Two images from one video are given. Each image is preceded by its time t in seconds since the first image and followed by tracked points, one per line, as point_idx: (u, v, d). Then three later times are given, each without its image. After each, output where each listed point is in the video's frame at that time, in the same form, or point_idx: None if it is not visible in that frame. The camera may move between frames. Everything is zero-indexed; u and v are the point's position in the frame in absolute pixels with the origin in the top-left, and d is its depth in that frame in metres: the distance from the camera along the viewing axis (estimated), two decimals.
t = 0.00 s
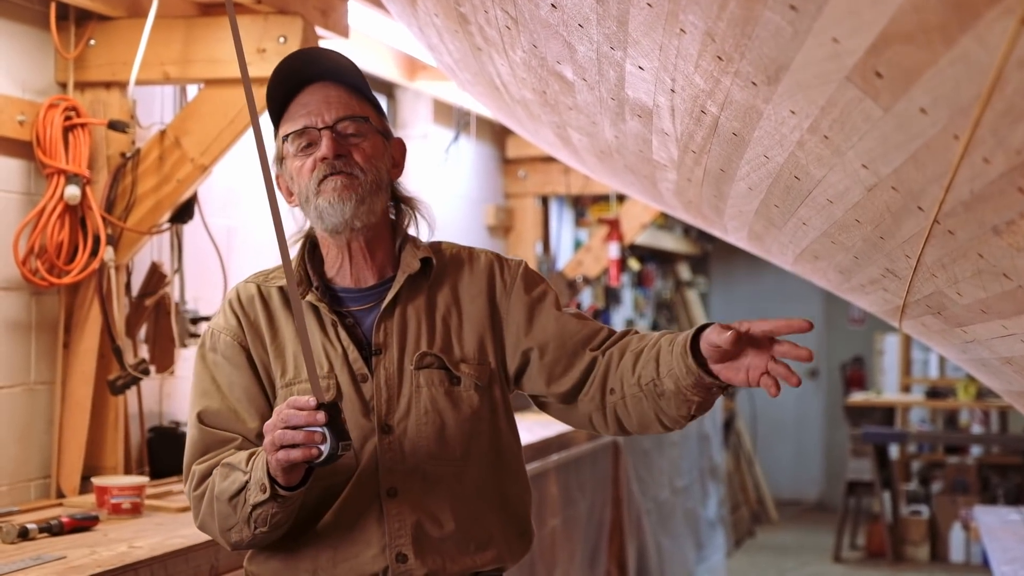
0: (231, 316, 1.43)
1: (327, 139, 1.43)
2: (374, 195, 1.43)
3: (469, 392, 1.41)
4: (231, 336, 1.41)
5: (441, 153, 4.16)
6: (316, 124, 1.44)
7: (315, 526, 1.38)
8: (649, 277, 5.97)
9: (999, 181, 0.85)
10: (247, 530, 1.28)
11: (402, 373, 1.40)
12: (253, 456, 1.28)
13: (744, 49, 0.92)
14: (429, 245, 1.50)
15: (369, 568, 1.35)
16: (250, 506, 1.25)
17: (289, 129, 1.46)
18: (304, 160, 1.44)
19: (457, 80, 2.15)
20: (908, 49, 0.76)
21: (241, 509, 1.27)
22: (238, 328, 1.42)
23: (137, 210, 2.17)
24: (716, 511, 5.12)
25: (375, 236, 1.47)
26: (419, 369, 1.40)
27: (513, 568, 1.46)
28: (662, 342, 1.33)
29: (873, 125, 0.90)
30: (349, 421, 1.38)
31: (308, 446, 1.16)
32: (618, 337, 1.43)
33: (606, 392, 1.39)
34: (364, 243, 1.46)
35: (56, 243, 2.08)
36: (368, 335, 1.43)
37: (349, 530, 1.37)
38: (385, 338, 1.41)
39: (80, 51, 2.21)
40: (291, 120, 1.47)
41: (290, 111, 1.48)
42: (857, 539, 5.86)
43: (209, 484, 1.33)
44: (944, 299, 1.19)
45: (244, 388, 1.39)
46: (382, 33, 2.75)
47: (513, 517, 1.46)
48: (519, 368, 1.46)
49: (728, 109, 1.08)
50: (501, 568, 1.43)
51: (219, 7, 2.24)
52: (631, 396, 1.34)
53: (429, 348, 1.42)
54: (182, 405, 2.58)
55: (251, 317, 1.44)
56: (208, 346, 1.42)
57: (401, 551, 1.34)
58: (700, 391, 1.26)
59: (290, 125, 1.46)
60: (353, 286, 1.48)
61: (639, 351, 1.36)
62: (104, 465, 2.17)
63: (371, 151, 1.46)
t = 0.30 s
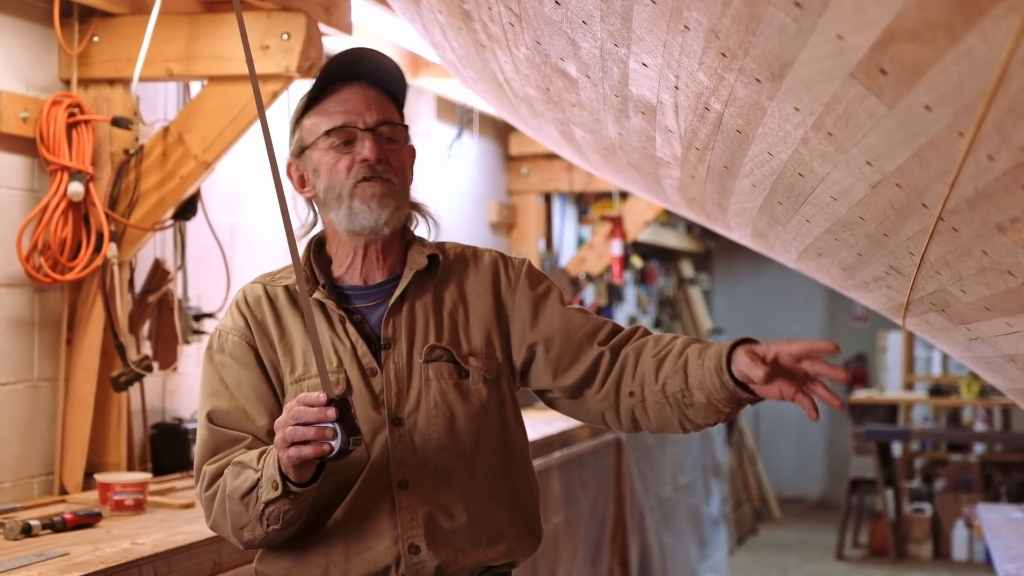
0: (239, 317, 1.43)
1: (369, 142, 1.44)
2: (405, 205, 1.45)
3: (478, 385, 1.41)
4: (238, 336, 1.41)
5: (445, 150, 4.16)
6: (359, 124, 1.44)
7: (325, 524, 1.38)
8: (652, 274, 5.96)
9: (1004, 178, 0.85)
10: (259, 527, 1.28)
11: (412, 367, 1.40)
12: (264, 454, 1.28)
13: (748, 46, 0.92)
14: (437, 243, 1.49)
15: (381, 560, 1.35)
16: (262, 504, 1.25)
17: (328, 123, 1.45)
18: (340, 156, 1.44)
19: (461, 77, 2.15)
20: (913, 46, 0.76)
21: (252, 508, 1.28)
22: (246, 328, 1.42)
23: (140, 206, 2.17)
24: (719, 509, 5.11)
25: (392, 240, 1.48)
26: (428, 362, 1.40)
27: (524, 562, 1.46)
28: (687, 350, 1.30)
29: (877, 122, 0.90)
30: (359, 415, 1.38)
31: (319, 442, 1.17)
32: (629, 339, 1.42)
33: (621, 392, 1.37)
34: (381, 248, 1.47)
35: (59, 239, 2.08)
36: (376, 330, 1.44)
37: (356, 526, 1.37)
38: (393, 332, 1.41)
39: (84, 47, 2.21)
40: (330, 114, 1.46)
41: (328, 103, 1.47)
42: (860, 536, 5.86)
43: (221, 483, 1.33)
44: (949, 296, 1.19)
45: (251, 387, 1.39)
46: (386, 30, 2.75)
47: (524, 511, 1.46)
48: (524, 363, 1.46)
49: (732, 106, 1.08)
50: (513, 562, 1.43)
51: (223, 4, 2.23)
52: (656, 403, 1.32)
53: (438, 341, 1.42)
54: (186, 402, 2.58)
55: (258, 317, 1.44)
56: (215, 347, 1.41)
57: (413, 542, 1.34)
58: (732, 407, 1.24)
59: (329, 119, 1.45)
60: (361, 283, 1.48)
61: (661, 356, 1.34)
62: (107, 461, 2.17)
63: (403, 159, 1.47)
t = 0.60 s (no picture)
0: (248, 307, 1.43)
1: (424, 148, 1.46)
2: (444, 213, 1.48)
3: (486, 386, 1.41)
4: (247, 326, 1.41)
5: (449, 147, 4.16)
6: (415, 128, 1.46)
7: (330, 517, 1.38)
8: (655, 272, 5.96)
9: (1008, 175, 0.84)
10: (267, 520, 1.29)
11: (421, 366, 1.40)
12: (276, 447, 1.28)
13: (751, 43, 0.92)
14: (451, 242, 1.50)
15: (385, 559, 1.35)
16: (273, 497, 1.25)
17: (385, 122, 1.45)
18: (392, 156, 1.45)
19: (463, 75, 2.15)
20: (916, 44, 0.76)
21: (262, 500, 1.28)
22: (255, 319, 1.42)
23: (143, 204, 2.17)
24: (722, 507, 5.11)
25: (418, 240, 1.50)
26: (437, 362, 1.40)
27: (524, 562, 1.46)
28: (712, 361, 1.30)
29: (881, 120, 0.89)
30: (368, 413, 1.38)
31: (337, 438, 1.17)
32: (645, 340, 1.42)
33: (634, 394, 1.38)
34: (406, 249, 1.48)
35: (62, 237, 2.07)
36: (387, 327, 1.44)
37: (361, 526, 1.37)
38: (404, 331, 1.41)
39: (87, 44, 2.21)
40: (385, 111, 1.46)
41: (383, 100, 1.46)
42: (863, 534, 5.86)
43: (229, 473, 1.32)
44: (952, 294, 1.18)
45: (260, 377, 1.39)
46: (389, 27, 2.75)
47: (527, 512, 1.46)
48: (534, 362, 1.46)
49: (735, 103, 1.08)
50: (514, 562, 1.43)
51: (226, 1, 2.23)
52: (673, 410, 1.33)
53: (448, 342, 1.41)
54: (189, 399, 2.58)
55: (267, 307, 1.44)
56: (223, 336, 1.42)
57: (418, 542, 1.34)
58: (750, 420, 1.24)
59: (385, 117, 1.46)
60: (376, 280, 1.48)
61: (681, 362, 1.34)
62: (110, 459, 2.18)
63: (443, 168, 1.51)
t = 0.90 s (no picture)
0: (254, 303, 1.43)
1: (436, 147, 1.46)
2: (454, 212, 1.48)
3: (490, 382, 1.41)
4: (254, 322, 1.41)
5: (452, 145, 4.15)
6: (428, 127, 1.46)
7: (336, 512, 1.38)
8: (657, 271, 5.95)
9: (1010, 174, 0.84)
10: (276, 516, 1.29)
11: (425, 365, 1.41)
12: (286, 443, 1.28)
13: (754, 41, 0.91)
14: (458, 240, 1.49)
15: (385, 559, 1.35)
16: (283, 492, 1.25)
17: (398, 121, 1.45)
18: (405, 155, 1.45)
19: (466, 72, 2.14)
20: (919, 42, 0.75)
21: (271, 496, 1.28)
22: (262, 314, 1.42)
23: (145, 202, 2.17)
24: (724, 505, 5.11)
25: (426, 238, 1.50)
26: (440, 361, 1.40)
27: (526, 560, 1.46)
28: (714, 312, 1.30)
29: (883, 118, 0.89)
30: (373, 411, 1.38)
31: (353, 433, 1.17)
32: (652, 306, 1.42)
33: (643, 359, 1.37)
34: (415, 247, 1.48)
35: (64, 235, 2.07)
36: (392, 326, 1.44)
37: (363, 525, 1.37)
38: (409, 329, 1.41)
39: (90, 42, 2.21)
40: (399, 109, 1.45)
41: (398, 98, 1.46)
42: (865, 532, 5.86)
43: (236, 468, 1.32)
44: (954, 292, 1.18)
45: (266, 374, 1.39)
46: (391, 25, 2.75)
47: (530, 512, 1.45)
48: (547, 353, 1.46)
49: (738, 101, 1.08)
50: (515, 560, 1.42)
51: None
52: (684, 366, 1.32)
53: (450, 340, 1.42)
54: (191, 397, 2.58)
55: (273, 303, 1.44)
56: (230, 332, 1.42)
57: (418, 542, 1.34)
58: (765, 360, 1.23)
59: (398, 116, 1.45)
60: (383, 278, 1.48)
61: (686, 319, 1.34)
62: (112, 457, 2.18)
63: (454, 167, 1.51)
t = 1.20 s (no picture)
0: (259, 304, 1.43)
1: (442, 144, 1.45)
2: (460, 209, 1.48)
3: (495, 385, 1.41)
4: (258, 323, 1.41)
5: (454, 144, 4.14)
6: (433, 125, 1.46)
7: (340, 514, 1.38)
8: (658, 269, 5.94)
9: (1011, 174, 0.84)
10: (279, 516, 1.28)
11: (430, 366, 1.41)
12: (289, 443, 1.28)
13: (754, 41, 0.91)
14: (465, 242, 1.49)
15: (389, 560, 1.35)
16: (286, 493, 1.25)
17: (403, 118, 1.45)
18: (410, 152, 1.45)
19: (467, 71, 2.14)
20: (919, 42, 0.75)
21: (274, 496, 1.27)
22: (266, 315, 1.42)
23: (146, 201, 2.17)
24: (725, 503, 5.11)
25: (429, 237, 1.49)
26: (445, 362, 1.40)
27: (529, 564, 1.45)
28: (685, 309, 1.31)
29: (884, 118, 0.89)
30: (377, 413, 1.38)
31: (356, 432, 1.18)
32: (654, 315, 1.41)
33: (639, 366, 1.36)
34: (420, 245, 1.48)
35: (65, 234, 2.07)
36: (397, 327, 1.44)
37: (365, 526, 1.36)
38: (414, 331, 1.41)
39: (91, 41, 2.21)
40: (405, 107, 1.45)
41: (403, 95, 1.46)
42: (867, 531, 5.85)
43: (240, 469, 1.32)
44: (956, 292, 1.18)
45: (270, 375, 1.39)
46: (392, 24, 2.74)
47: (534, 514, 1.45)
48: (552, 359, 1.45)
49: (738, 101, 1.08)
50: (519, 563, 1.42)
51: None
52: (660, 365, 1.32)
53: (456, 342, 1.42)
54: (192, 397, 2.58)
55: (278, 303, 1.43)
56: (234, 332, 1.41)
57: (422, 544, 1.34)
58: (727, 351, 1.25)
59: (404, 114, 1.45)
60: (388, 278, 1.48)
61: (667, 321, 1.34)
62: (113, 456, 2.18)
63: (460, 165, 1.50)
